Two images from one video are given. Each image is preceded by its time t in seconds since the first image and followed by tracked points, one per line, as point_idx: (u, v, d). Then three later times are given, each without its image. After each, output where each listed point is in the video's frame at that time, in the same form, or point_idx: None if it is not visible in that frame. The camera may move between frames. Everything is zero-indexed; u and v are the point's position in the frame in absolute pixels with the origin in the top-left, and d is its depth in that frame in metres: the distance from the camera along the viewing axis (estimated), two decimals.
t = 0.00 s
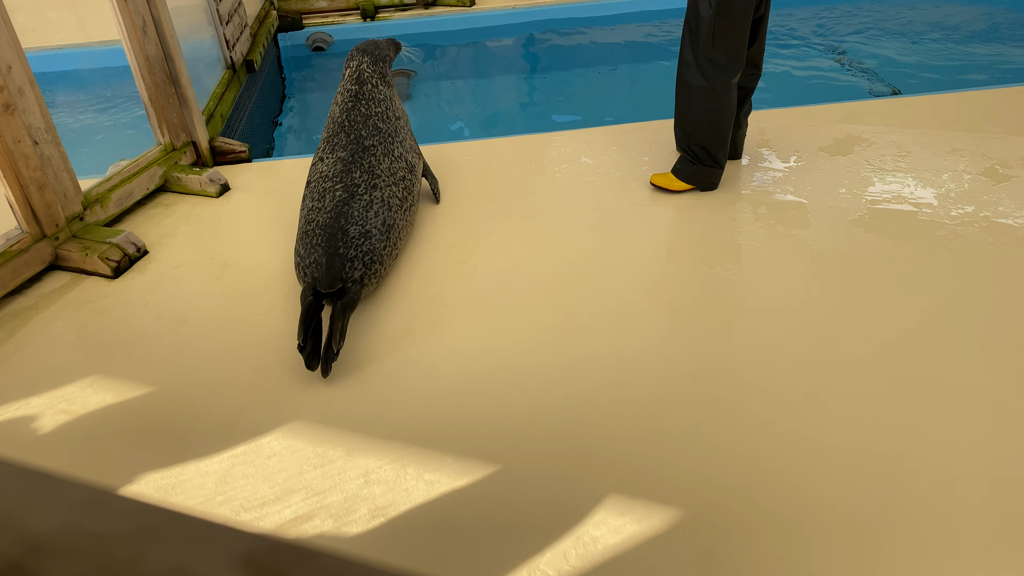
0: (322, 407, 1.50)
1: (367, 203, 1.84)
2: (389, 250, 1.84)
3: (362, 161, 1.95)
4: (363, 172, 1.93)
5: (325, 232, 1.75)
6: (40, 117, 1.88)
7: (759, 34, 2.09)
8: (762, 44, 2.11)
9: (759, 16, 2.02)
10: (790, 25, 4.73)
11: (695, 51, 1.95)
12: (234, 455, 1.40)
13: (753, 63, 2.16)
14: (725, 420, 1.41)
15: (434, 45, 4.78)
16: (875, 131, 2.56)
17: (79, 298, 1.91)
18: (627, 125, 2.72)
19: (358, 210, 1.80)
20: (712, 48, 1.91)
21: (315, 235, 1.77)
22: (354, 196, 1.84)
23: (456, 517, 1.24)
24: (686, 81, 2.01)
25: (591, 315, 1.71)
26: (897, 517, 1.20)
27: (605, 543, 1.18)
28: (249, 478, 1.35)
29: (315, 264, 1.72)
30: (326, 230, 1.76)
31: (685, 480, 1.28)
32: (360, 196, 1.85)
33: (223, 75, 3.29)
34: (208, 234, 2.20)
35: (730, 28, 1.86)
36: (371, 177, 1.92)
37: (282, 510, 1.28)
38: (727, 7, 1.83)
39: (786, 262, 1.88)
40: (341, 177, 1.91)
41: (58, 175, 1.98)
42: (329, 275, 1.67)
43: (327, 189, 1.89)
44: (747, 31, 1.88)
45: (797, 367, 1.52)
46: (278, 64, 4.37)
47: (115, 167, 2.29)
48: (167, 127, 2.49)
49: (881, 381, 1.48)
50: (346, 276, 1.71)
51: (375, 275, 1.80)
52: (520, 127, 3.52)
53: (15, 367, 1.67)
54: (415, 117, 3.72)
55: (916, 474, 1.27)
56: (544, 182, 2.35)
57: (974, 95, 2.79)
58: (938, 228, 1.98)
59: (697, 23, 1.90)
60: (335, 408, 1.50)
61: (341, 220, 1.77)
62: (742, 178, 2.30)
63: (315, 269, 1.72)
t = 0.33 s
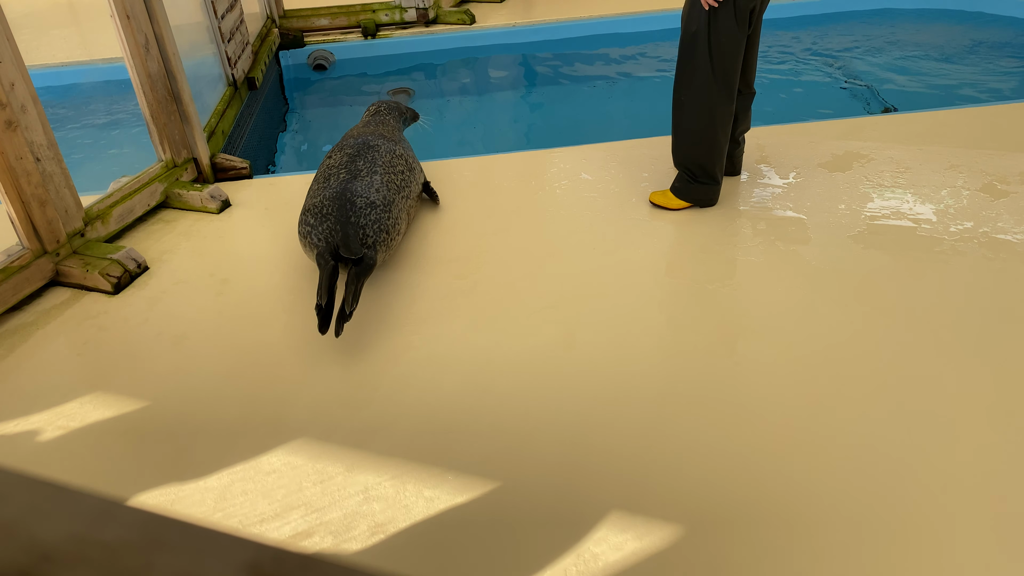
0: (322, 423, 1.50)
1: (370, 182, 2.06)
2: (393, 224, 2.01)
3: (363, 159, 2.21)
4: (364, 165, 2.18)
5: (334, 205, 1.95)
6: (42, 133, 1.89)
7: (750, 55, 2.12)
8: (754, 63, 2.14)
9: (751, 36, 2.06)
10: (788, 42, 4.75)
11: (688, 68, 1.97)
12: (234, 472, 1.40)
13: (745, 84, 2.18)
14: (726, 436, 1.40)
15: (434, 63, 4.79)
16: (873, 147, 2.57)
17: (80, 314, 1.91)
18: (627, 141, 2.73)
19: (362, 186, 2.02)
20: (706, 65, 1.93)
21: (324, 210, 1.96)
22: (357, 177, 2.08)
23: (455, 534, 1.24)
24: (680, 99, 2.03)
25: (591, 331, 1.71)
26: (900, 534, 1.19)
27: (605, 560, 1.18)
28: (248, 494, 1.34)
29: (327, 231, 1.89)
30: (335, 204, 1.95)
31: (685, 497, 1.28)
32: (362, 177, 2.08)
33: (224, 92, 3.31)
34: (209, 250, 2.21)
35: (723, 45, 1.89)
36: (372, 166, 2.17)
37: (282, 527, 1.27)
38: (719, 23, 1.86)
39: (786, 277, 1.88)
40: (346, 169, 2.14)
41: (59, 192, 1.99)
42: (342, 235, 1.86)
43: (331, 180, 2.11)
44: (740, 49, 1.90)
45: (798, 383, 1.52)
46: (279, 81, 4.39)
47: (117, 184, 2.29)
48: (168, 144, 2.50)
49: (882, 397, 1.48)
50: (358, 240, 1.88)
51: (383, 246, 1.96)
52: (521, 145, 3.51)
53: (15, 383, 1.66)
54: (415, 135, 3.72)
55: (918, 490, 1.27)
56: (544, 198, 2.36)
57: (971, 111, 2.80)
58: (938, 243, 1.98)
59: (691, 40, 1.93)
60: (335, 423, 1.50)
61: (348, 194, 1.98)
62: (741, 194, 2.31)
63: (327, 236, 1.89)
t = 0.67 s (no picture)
0: (320, 441, 1.50)
1: (371, 202, 2.07)
2: (398, 244, 2.05)
3: (362, 172, 2.21)
4: (363, 178, 2.18)
5: (338, 232, 1.97)
6: (41, 152, 1.89)
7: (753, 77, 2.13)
8: (755, 86, 2.14)
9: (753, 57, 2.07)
10: (784, 63, 4.79)
11: (688, 85, 1.99)
12: (231, 492, 1.39)
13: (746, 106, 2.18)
14: (724, 456, 1.40)
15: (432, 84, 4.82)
16: (869, 166, 2.58)
17: (77, 333, 1.91)
18: (624, 160, 2.74)
19: (364, 209, 2.03)
20: (702, 81, 1.95)
21: (328, 236, 1.98)
22: (358, 195, 2.08)
23: (453, 555, 1.23)
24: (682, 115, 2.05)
25: (589, 350, 1.71)
26: (900, 552, 1.18)
27: None
28: (245, 514, 1.34)
29: (334, 265, 1.92)
30: (339, 232, 1.97)
31: (684, 517, 1.27)
32: (362, 195, 2.09)
33: (223, 112, 3.32)
34: (207, 268, 2.21)
35: (717, 62, 1.90)
36: (371, 180, 2.17)
37: (278, 548, 1.27)
38: (711, 40, 1.88)
39: (784, 296, 1.88)
40: (345, 185, 2.14)
41: (58, 210, 2.00)
42: (349, 270, 1.89)
43: (331, 198, 2.12)
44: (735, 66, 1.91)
45: (796, 402, 1.52)
46: (278, 101, 4.42)
47: (115, 203, 2.30)
48: (167, 162, 2.50)
49: (881, 415, 1.47)
50: (365, 271, 1.92)
51: (391, 269, 2.01)
52: (517, 165, 3.53)
53: (11, 402, 1.66)
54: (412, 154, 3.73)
55: (917, 508, 1.26)
56: (542, 217, 2.37)
57: (966, 130, 2.82)
58: (934, 261, 1.99)
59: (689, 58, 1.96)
60: (332, 443, 1.49)
61: (351, 220, 1.99)
62: (738, 213, 2.32)
63: (335, 269, 1.93)
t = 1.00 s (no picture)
0: (315, 461, 1.49)
1: (369, 211, 2.17)
2: (394, 250, 2.15)
3: (359, 184, 2.31)
4: (360, 189, 2.28)
5: (338, 239, 2.05)
6: (36, 173, 1.90)
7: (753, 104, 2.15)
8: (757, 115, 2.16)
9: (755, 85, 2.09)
10: (776, 82, 4.83)
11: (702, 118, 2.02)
12: (224, 512, 1.38)
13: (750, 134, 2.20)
14: (719, 474, 1.39)
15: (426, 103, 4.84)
16: (861, 184, 2.60)
17: (70, 353, 1.90)
18: (617, 179, 2.75)
19: (362, 217, 2.13)
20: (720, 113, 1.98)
21: (328, 243, 2.06)
22: (355, 204, 2.18)
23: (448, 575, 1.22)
24: (695, 147, 2.08)
25: (583, 368, 1.71)
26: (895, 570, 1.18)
27: None
28: (239, 535, 1.33)
29: (337, 272, 1.99)
30: (340, 239, 2.05)
31: (679, 536, 1.27)
32: (360, 204, 2.19)
33: (219, 131, 3.33)
34: (201, 287, 2.20)
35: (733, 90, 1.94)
36: (367, 189, 2.28)
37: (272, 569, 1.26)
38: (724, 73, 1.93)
39: (777, 314, 1.89)
40: (344, 195, 2.23)
41: (52, 230, 1.99)
42: (353, 276, 1.96)
43: (331, 208, 2.21)
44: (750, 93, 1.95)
45: (791, 420, 1.52)
46: (273, 120, 4.43)
47: (109, 222, 2.30)
48: (162, 182, 2.48)
49: (876, 433, 1.47)
50: (367, 277, 1.99)
51: (389, 275, 2.09)
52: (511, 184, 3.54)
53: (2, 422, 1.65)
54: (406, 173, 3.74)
55: (912, 526, 1.26)
56: (536, 236, 2.37)
57: (956, 149, 2.84)
58: (927, 279, 2.00)
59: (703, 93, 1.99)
60: (325, 462, 1.48)
61: (351, 227, 2.08)
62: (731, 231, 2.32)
63: (335, 274, 2.00)
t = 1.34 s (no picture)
0: (307, 480, 1.48)
1: (365, 226, 2.19)
2: (389, 266, 2.15)
3: (355, 200, 2.33)
4: (358, 206, 2.30)
5: (334, 253, 2.07)
6: (27, 191, 1.90)
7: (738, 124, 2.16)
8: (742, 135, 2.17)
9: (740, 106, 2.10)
10: (766, 98, 4.86)
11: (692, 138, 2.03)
12: (215, 533, 1.37)
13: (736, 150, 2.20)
14: (712, 491, 1.39)
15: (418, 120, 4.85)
16: (851, 201, 2.61)
17: (60, 372, 1.89)
18: (609, 196, 2.77)
19: (359, 233, 2.15)
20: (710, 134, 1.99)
21: (324, 258, 2.08)
22: (352, 221, 2.20)
23: None
24: (685, 167, 2.08)
25: (576, 385, 1.71)
26: None
27: None
28: (230, 555, 1.32)
29: (328, 282, 2.01)
30: (335, 253, 2.07)
31: (673, 554, 1.26)
32: (357, 220, 2.21)
33: (211, 149, 3.34)
34: (193, 305, 2.20)
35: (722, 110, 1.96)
36: (363, 206, 2.30)
37: None
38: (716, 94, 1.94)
39: (769, 330, 1.89)
40: (340, 211, 2.26)
41: (43, 248, 1.99)
42: (344, 286, 1.97)
43: (327, 223, 2.23)
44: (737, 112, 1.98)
45: (783, 436, 1.52)
46: (265, 138, 4.44)
47: (100, 241, 2.29)
48: (153, 200, 2.48)
49: (869, 448, 1.48)
50: (359, 289, 2.00)
51: (382, 290, 2.09)
52: (501, 201, 3.55)
53: None
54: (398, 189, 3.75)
55: (906, 542, 1.26)
56: (528, 253, 2.38)
57: (945, 165, 2.86)
58: (917, 294, 2.01)
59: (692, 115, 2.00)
60: (317, 481, 1.47)
61: (346, 241, 2.10)
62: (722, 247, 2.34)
63: (328, 286, 2.01)
